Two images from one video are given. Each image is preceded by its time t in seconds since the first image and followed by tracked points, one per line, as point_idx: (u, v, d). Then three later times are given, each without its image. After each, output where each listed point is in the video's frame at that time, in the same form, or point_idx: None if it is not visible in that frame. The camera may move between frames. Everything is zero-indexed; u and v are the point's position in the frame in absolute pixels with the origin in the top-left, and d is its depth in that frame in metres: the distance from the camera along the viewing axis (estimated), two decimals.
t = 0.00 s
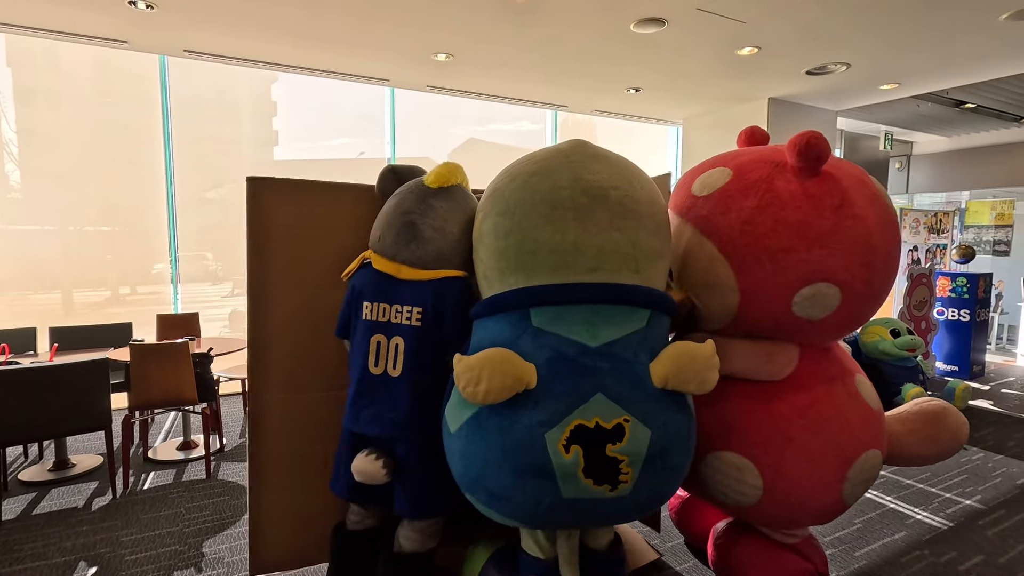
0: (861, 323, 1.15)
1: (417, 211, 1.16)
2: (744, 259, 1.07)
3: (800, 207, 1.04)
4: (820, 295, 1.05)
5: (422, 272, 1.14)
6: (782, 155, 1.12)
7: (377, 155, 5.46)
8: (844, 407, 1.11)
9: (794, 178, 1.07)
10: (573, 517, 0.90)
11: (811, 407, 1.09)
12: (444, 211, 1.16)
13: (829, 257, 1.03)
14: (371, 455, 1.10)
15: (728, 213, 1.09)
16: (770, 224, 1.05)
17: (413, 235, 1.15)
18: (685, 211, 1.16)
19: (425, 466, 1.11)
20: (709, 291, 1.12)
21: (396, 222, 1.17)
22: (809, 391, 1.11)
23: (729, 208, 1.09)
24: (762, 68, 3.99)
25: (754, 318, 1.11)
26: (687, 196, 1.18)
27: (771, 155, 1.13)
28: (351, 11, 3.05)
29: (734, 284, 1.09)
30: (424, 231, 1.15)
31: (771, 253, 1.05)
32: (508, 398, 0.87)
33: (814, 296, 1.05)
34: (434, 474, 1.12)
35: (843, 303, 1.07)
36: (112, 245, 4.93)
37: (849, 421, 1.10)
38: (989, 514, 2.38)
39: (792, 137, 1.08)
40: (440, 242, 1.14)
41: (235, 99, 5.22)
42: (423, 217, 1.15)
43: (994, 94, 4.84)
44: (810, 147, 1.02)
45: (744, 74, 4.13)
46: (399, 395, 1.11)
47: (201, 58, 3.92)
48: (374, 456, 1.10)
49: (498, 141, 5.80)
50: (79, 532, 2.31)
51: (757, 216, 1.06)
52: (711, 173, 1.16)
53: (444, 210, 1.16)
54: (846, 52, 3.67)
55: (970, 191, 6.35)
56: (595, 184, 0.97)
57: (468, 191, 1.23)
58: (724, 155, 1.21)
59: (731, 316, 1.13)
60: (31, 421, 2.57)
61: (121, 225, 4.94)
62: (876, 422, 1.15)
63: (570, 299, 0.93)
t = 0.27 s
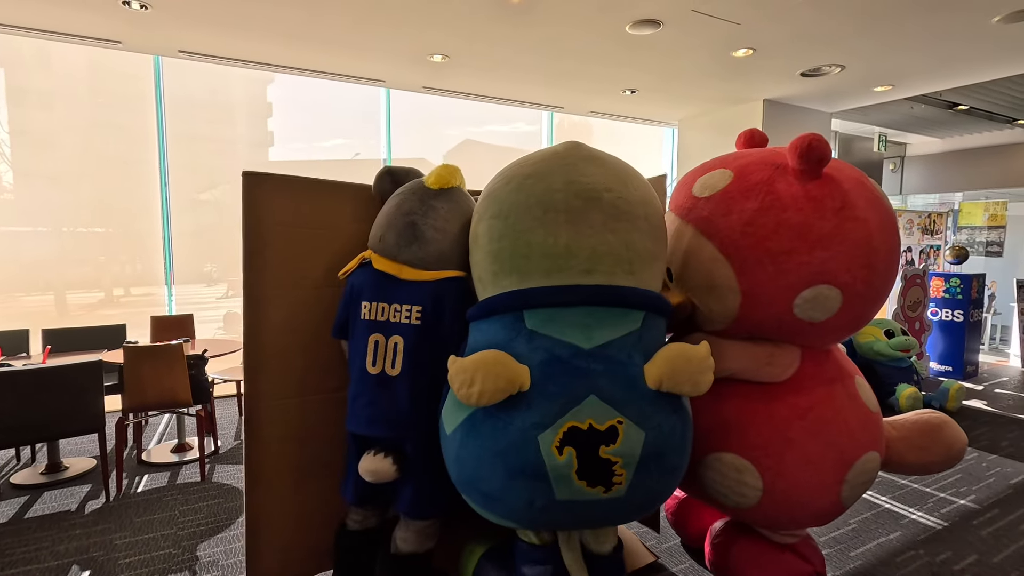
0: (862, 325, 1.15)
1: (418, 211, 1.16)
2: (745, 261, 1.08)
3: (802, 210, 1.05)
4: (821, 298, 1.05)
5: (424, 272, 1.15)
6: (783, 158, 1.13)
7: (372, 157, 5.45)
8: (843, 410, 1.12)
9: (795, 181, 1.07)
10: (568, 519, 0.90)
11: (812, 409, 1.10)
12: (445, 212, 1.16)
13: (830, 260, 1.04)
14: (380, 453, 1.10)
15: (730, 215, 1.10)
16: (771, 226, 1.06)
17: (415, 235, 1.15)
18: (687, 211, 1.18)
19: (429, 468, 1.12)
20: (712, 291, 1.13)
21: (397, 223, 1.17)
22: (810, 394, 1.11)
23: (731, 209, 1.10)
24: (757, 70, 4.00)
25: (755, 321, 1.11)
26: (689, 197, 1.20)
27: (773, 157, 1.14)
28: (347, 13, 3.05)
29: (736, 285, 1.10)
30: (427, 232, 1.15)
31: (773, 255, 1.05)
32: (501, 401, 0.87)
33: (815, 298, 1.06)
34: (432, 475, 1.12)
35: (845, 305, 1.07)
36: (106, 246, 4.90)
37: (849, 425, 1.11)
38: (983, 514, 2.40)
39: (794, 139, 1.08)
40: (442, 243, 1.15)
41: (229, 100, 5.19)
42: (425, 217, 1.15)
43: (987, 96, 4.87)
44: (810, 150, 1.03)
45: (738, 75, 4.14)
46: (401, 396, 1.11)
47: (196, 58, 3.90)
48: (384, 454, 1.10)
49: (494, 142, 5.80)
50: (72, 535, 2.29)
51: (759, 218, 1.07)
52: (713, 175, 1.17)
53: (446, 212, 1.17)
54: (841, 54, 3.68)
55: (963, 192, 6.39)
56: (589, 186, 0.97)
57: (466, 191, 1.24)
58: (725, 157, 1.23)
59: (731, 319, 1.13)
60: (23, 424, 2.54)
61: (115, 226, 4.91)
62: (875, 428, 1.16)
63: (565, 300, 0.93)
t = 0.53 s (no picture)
0: (858, 326, 1.17)
1: (413, 213, 1.16)
2: (743, 259, 1.09)
3: (800, 207, 1.06)
4: (818, 296, 1.06)
5: (419, 274, 1.15)
6: (782, 157, 1.14)
7: (368, 155, 5.44)
8: (838, 410, 1.13)
9: (793, 179, 1.09)
10: (562, 520, 0.92)
11: (806, 410, 1.11)
12: (440, 214, 1.16)
13: (827, 259, 1.05)
14: (365, 448, 1.10)
15: (728, 212, 1.11)
16: (769, 224, 1.07)
17: (411, 237, 1.15)
18: (685, 209, 1.18)
19: (425, 467, 1.13)
20: (705, 290, 1.14)
21: (393, 224, 1.16)
22: (804, 395, 1.12)
23: (729, 207, 1.11)
24: (753, 69, 4.01)
25: (751, 320, 1.12)
26: (687, 194, 1.21)
27: (771, 156, 1.15)
28: (342, 11, 3.03)
29: (732, 283, 1.10)
30: (422, 233, 1.15)
31: (770, 253, 1.06)
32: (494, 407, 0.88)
33: (812, 296, 1.06)
34: (429, 476, 1.13)
35: (842, 304, 1.08)
36: (100, 246, 4.88)
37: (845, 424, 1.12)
38: (976, 511, 2.41)
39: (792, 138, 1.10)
40: (437, 244, 1.16)
41: (224, 99, 5.17)
42: (420, 219, 1.15)
43: (980, 96, 4.90)
44: (809, 147, 1.05)
45: (734, 75, 4.15)
46: (396, 394, 1.12)
47: (190, 57, 3.89)
48: (369, 450, 1.10)
49: (490, 142, 5.79)
50: (67, 536, 2.28)
51: (757, 215, 1.08)
52: (712, 173, 1.18)
53: (440, 214, 1.16)
54: (836, 54, 3.70)
55: (957, 191, 6.43)
56: (576, 192, 0.97)
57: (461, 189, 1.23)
58: (723, 156, 1.24)
59: (728, 318, 1.14)
60: (16, 425, 2.53)
61: (109, 225, 4.89)
62: (870, 428, 1.16)
63: (553, 309, 0.95)
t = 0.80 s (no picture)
0: (861, 322, 1.17)
1: (427, 208, 1.18)
2: (745, 258, 1.10)
3: (801, 205, 1.06)
4: (822, 293, 1.07)
5: (433, 268, 1.15)
6: (782, 153, 1.14)
7: (365, 154, 5.36)
8: (842, 406, 1.15)
9: (794, 176, 1.09)
10: (583, 519, 0.92)
11: (810, 407, 1.12)
12: (454, 211, 1.18)
13: (830, 256, 1.05)
14: (380, 450, 1.10)
15: (729, 211, 1.12)
16: (771, 222, 1.07)
17: (423, 232, 1.16)
18: (685, 209, 1.19)
19: (433, 465, 1.11)
20: (712, 286, 1.14)
21: (406, 220, 1.18)
22: (808, 391, 1.13)
23: (730, 206, 1.12)
24: (750, 65, 4.01)
25: (756, 317, 1.13)
26: (687, 193, 1.21)
27: (771, 152, 1.15)
28: (337, 5, 3.01)
29: (736, 282, 1.11)
30: (435, 228, 1.16)
31: (772, 251, 1.07)
32: (516, 402, 0.88)
33: (816, 294, 1.07)
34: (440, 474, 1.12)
35: (846, 302, 1.09)
36: (94, 242, 4.85)
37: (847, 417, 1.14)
38: (972, 505, 2.43)
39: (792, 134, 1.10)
40: (450, 240, 1.16)
41: (219, 95, 5.14)
42: (433, 215, 1.17)
43: (977, 91, 4.91)
44: (808, 145, 1.05)
45: (732, 70, 4.14)
46: (405, 389, 1.12)
47: (185, 52, 3.85)
48: (384, 450, 1.10)
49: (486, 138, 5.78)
50: (63, 533, 2.28)
51: (758, 214, 1.08)
52: (712, 171, 1.18)
53: (454, 211, 1.18)
54: (833, 50, 3.69)
55: (952, 187, 6.45)
56: (601, 184, 0.99)
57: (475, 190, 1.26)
58: (722, 153, 1.24)
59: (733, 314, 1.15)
60: (12, 422, 2.52)
61: (104, 222, 4.86)
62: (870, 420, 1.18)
63: (576, 300, 0.94)
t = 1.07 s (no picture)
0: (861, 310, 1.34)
1: (425, 203, 1.23)
2: (760, 247, 1.23)
3: (811, 197, 1.21)
4: (833, 284, 1.22)
5: (428, 260, 1.20)
6: (788, 150, 1.29)
7: (361, 145, 5.40)
8: (837, 396, 1.35)
9: (802, 170, 1.24)
10: (583, 524, 0.93)
11: (814, 402, 1.32)
12: (452, 206, 1.23)
13: (839, 247, 1.21)
14: (381, 443, 1.13)
15: (741, 204, 1.25)
16: (784, 215, 1.21)
17: (421, 225, 1.21)
18: (693, 203, 1.31)
19: (429, 457, 1.15)
20: (721, 284, 1.28)
21: (405, 214, 1.24)
22: (811, 386, 1.33)
23: (742, 198, 1.25)
24: (747, 60, 4.00)
25: (768, 305, 1.27)
26: (694, 188, 1.34)
27: (778, 149, 1.30)
28: None
29: (746, 274, 1.25)
30: (432, 221, 1.21)
31: (787, 241, 1.21)
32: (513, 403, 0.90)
33: (828, 284, 1.22)
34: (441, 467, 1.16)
35: (853, 290, 1.25)
36: (90, 238, 4.83)
37: (842, 411, 1.34)
38: (965, 500, 2.45)
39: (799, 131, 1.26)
40: (445, 232, 1.21)
41: (215, 90, 5.11)
42: (431, 209, 1.22)
43: (974, 87, 4.91)
44: (818, 139, 1.21)
45: (729, 65, 4.13)
46: (399, 382, 1.15)
47: (179, 46, 3.83)
48: (384, 443, 1.13)
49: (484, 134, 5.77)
50: (59, 529, 2.28)
51: (772, 206, 1.22)
52: (719, 165, 1.32)
53: (452, 206, 1.23)
54: (830, 45, 3.68)
55: (949, 183, 6.46)
56: (596, 180, 1.00)
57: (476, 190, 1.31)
58: (726, 150, 1.38)
59: (742, 307, 1.29)
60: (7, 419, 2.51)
61: (100, 217, 4.84)
62: (866, 410, 1.39)
63: (574, 300, 0.96)
